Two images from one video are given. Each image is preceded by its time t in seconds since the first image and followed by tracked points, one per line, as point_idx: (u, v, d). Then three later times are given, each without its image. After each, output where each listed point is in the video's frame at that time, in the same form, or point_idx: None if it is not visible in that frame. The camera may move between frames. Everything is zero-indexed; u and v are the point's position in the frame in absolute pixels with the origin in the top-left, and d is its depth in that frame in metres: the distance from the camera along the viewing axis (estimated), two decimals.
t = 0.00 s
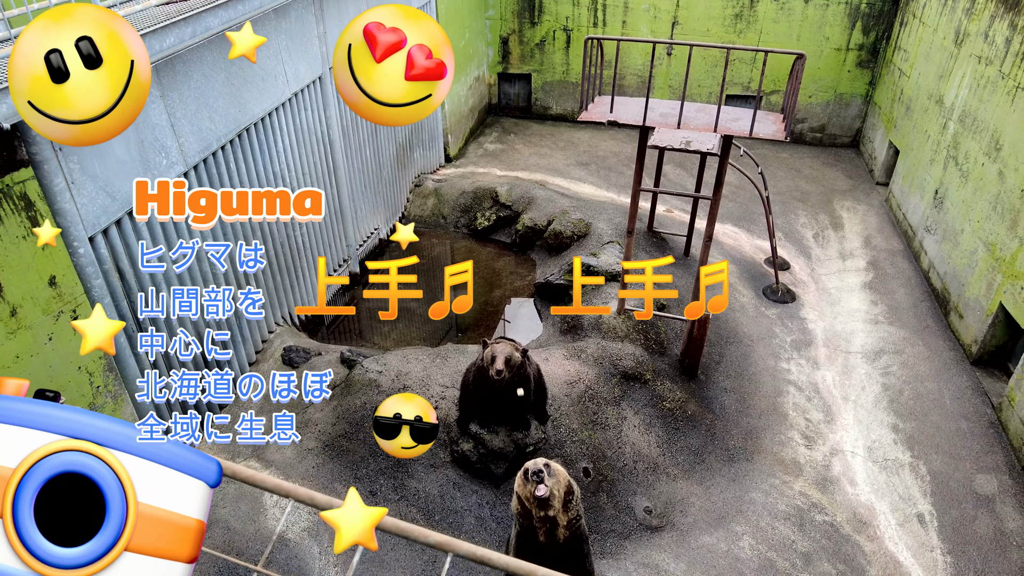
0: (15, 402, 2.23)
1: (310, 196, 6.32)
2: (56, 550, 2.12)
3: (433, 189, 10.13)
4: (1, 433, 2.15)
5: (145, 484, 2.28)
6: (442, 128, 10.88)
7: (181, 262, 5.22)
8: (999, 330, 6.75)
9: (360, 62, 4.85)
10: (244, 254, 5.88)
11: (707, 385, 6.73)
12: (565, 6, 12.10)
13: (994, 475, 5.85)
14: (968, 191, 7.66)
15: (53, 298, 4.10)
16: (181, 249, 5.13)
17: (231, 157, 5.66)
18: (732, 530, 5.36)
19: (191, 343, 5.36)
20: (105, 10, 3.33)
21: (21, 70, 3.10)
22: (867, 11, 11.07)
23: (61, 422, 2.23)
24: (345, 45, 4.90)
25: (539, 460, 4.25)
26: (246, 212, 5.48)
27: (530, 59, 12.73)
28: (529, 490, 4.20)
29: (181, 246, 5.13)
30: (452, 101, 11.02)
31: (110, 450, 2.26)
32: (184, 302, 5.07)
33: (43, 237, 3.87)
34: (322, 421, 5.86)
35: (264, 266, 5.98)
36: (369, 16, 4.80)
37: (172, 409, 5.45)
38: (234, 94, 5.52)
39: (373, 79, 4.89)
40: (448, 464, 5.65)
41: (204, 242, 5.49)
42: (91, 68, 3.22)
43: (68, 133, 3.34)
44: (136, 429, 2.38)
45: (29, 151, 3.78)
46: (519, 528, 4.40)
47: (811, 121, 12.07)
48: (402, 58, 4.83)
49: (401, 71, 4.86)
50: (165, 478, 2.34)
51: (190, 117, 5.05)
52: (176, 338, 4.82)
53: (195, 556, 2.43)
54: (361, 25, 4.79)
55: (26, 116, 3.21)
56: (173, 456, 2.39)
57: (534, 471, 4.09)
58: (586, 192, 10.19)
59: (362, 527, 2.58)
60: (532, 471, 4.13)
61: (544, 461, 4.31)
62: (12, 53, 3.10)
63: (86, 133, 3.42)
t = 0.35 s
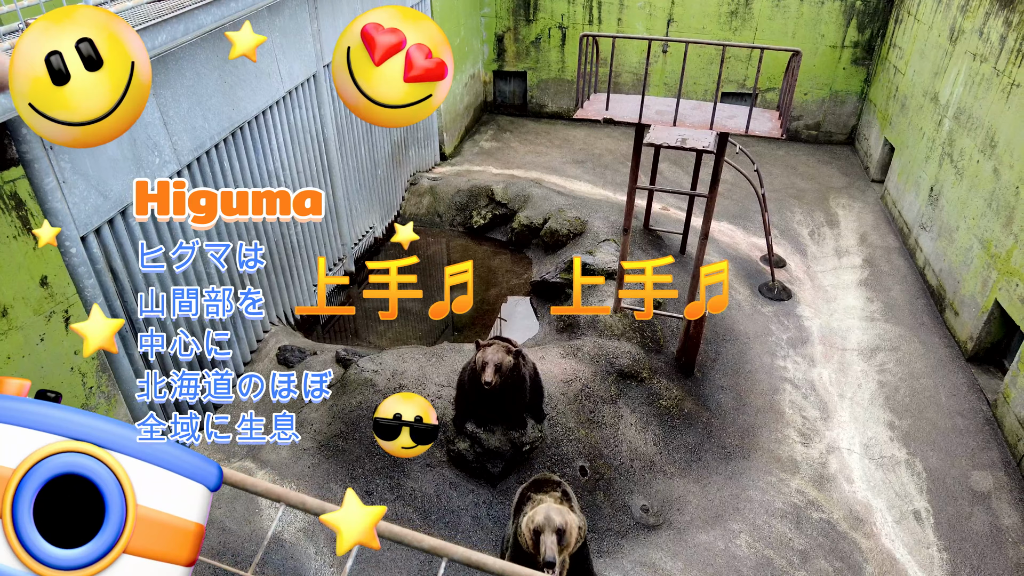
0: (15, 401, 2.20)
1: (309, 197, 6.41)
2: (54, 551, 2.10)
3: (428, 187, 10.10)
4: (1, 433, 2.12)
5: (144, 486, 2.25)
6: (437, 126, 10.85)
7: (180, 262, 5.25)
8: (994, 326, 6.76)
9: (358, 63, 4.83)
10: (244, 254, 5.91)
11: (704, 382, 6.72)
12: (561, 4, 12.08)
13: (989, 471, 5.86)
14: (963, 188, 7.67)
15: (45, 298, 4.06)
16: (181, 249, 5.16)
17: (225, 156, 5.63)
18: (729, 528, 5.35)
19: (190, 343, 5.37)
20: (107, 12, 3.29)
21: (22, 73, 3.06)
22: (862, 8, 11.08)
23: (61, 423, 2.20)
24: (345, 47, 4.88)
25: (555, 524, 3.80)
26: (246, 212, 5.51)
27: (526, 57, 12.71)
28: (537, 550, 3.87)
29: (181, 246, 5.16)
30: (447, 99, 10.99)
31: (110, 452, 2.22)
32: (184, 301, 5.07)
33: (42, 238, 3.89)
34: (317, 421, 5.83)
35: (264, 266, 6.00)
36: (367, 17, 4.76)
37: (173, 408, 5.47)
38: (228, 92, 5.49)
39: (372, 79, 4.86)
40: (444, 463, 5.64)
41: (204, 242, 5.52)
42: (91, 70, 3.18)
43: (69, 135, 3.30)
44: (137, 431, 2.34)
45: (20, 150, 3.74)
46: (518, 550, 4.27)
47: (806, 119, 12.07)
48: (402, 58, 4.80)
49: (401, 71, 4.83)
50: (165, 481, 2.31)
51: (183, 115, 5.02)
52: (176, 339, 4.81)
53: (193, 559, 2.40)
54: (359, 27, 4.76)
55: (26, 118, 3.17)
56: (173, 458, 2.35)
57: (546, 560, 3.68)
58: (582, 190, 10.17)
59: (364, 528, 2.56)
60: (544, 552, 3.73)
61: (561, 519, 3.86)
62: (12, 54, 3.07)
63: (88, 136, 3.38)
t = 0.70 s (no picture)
0: (16, 401, 2.18)
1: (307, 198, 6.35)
2: (53, 552, 2.07)
3: (426, 186, 10.08)
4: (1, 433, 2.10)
5: (144, 489, 2.23)
6: (435, 126, 10.83)
7: (180, 262, 5.25)
8: (993, 325, 6.75)
9: (357, 65, 4.82)
10: (244, 253, 5.94)
11: (703, 382, 6.71)
12: (559, 3, 12.06)
13: (989, 471, 5.84)
14: (962, 187, 7.66)
15: (41, 298, 4.03)
16: (181, 249, 5.16)
17: (222, 155, 5.61)
18: (729, 528, 5.33)
19: (190, 344, 5.37)
20: (109, 13, 3.27)
21: (22, 74, 3.04)
22: (861, 7, 11.07)
23: (62, 424, 2.17)
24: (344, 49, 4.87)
25: (570, 562, 3.85)
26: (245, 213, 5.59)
27: (524, 56, 12.69)
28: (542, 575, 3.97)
29: (181, 246, 5.16)
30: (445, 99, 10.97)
31: (111, 454, 2.20)
32: (184, 302, 5.08)
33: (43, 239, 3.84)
34: (315, 421, 5.81)
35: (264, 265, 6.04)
36: (366, 18, 4.76)
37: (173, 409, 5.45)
38: (225, 91, 5.46)
39: (372, 81, 4.84)
40: (442, 464, 5.61)
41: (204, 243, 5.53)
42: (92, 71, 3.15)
43: (70, 137, 3.27)
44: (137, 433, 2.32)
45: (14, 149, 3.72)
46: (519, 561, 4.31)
47: (805, 118, 12.06)
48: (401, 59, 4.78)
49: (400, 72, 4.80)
50: (165, 485, 2.28)
51: (180, 114, 5.00)
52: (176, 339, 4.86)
53: (192, 564, 2.37)
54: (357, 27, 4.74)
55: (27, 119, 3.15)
56: (173, 461, 2.32)
57: None
58: (580, 190, 10.15)
59: (364, 530, 2.54)
60: None
61: (574, 553, 3.91)
62: (13, 55, 3.04)
63: (88, 137, 3.35)
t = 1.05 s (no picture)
0: (17, 402, 2.18)
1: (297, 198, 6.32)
2: (52, 553, 2.07)
3: (425, 183, 10.08)
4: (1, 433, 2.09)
5: (143, 492, 2.23)
6: (434, 123, 10.82)
7: (179, 262, 5.28)
8: (991, 322, 6.75)
9: (355, 67, 4.82)
10: (244, 253, 5.97)
11: (702, 379, 6.71)
12: None
13: (987, 467, 5.85)
14: (961, 184, 7.65)
15: (38, 296, 4.02)
16: (181, 249, 5.20)
17: (220, 153, 5.60)
18: (728, 525, 5.34)
19: (190, 344, 5.38)
20: (110, 14, 3.27)
21: (22, 72, 3.03)
22: (859, 4, 11.05)
23: (63, 426, 2.17)
24: (343, 52, 4.87)
25: (574, 552, 3.84)
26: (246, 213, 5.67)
27: (522, 53, 12.67)
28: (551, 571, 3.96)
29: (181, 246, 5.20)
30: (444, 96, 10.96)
31: (111, 457, 2.20)
32: (184, 302, 5.15)
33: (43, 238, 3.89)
34: (313, 418, 5.80)
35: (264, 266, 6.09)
36: (364, 19, 4.76)
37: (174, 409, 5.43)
38: (223, 88, 5.45)
39: (370, 82, 4.83)
40: (441, 461, 5.62)
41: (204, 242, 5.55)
42: (91, 72, 3.14)
43: (70, 137, 3.27)
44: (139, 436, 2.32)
45: (11, 146, 3.71)
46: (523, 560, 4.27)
47: (804, 115, 12.06)
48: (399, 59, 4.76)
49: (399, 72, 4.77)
50: (164, 489, 2.28)
51: (178, 111, 4.99)
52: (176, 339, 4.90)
53: (189, 568, 2.37)
54: (354, 29, 4.74)
55: (27, 119, 3.14)
56: (172, 465, 2.33)
57: None
58: (579, 187, 10.14)
59: (363, 529, 2.54)
60: None
61: (576, 542, 3.89)
62: (13, 54, 3.03)
63: (88, 137, 3.34)
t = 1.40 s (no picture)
0: (19, 402, 2.17)
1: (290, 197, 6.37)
2: (51, 554, 2.06)
3: (423, 181, 10.08)
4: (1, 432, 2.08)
5: (143, 494, 2.23)
6: (431, 121, 10.80)
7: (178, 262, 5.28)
8: (988, 319, 6.76)
9: (353, 68, 4.80)
10: (243, 254, 5.99)
11: (699, 376, 6.72)
12: None
13: (984, 463, 5.86)
14: (958, 181, 7.66)
15: (34, 295, 4.01)
16: (180, 249, 5.20)
17: (217, 151, 5.59)
18: (726, 522, 5.35)
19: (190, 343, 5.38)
20: (110, 13, 3.25)
21: (22, 71, 3.02)
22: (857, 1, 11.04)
23: (65, 427, 2.17)
24: (340, 55, 4.86)
25: (567, 522, 3.81)
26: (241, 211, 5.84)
27: (520, 50, 12.65)
28: (548, 545, 3.88)
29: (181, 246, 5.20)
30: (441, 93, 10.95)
31: (112, 458, 2.20)
32: (184, 302, 5.17)
33: (42, 238, 3.87)
34: (311, 417, 5.79)
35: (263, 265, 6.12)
36: (360, 21, 4.77)
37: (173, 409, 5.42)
38: (220, 86, 5.44)
39: (369, 83, 4.81)
40: (440, 459, 5.62)
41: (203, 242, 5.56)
42: (91, 72, 3.13)
43: (68, 135, 3.26)
44: (140, 439, 2.32)
45: (6, 144, 3.70)
46: (523, 547, 4.19)
47: (801, 112, 12.07)
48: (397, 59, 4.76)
49: (397, 72, 4.76)
50: (163, 491, 2.28)
51: (174, 109, 4.98)
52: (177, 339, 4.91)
53: (185, 572, 2.36)
54: (350, 31, 4.75)
55: (25, 117, 3.14)
56: (173, 468, 2.33)
57: (558, 558, 3.71)
58: (577, 185, 10.13)
59: (363, 529, 2.54)
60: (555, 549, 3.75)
61: (570, 514, 3.87)
62: (12, 53, 3.03)
63: (87, 136, 3.33)
